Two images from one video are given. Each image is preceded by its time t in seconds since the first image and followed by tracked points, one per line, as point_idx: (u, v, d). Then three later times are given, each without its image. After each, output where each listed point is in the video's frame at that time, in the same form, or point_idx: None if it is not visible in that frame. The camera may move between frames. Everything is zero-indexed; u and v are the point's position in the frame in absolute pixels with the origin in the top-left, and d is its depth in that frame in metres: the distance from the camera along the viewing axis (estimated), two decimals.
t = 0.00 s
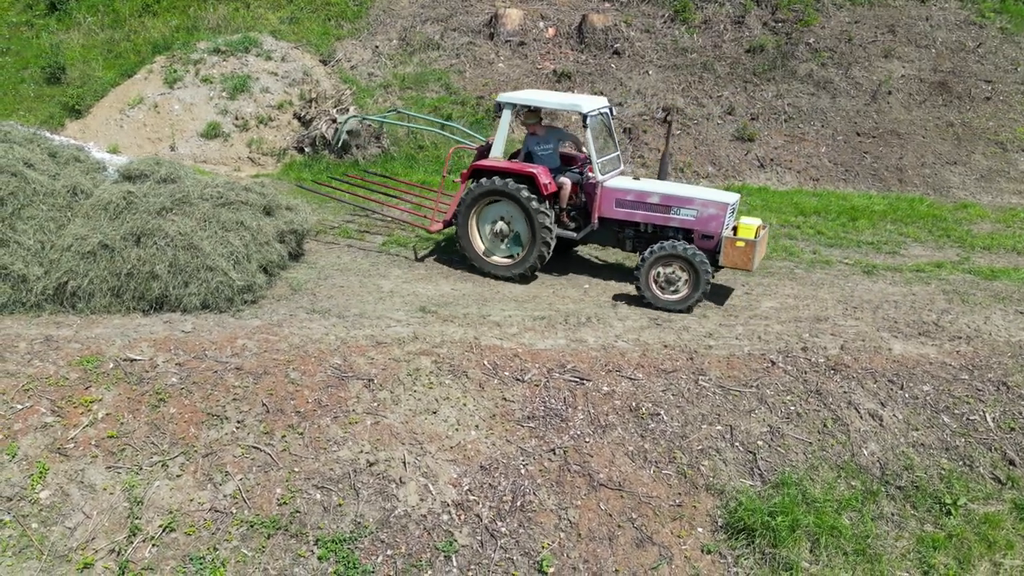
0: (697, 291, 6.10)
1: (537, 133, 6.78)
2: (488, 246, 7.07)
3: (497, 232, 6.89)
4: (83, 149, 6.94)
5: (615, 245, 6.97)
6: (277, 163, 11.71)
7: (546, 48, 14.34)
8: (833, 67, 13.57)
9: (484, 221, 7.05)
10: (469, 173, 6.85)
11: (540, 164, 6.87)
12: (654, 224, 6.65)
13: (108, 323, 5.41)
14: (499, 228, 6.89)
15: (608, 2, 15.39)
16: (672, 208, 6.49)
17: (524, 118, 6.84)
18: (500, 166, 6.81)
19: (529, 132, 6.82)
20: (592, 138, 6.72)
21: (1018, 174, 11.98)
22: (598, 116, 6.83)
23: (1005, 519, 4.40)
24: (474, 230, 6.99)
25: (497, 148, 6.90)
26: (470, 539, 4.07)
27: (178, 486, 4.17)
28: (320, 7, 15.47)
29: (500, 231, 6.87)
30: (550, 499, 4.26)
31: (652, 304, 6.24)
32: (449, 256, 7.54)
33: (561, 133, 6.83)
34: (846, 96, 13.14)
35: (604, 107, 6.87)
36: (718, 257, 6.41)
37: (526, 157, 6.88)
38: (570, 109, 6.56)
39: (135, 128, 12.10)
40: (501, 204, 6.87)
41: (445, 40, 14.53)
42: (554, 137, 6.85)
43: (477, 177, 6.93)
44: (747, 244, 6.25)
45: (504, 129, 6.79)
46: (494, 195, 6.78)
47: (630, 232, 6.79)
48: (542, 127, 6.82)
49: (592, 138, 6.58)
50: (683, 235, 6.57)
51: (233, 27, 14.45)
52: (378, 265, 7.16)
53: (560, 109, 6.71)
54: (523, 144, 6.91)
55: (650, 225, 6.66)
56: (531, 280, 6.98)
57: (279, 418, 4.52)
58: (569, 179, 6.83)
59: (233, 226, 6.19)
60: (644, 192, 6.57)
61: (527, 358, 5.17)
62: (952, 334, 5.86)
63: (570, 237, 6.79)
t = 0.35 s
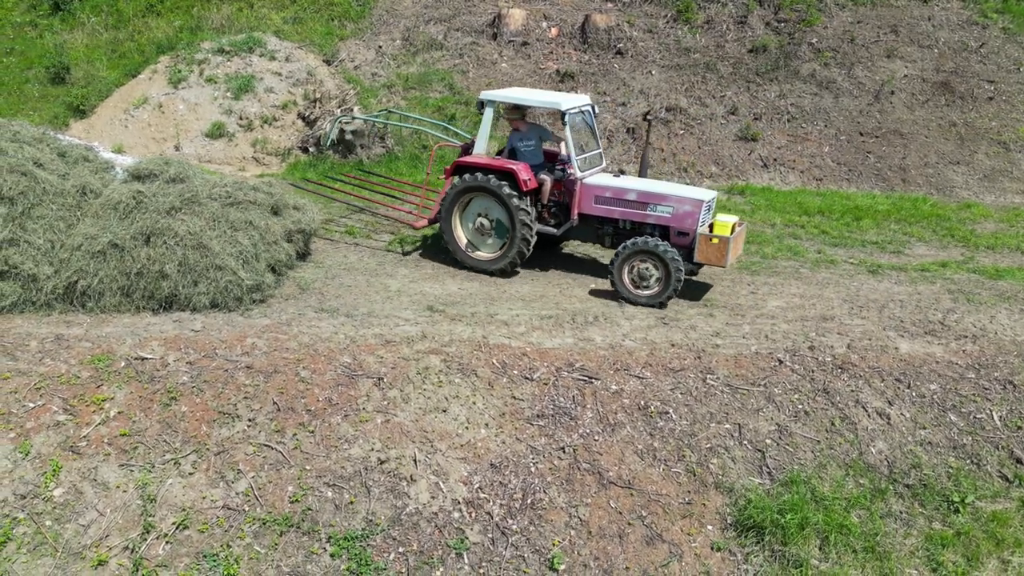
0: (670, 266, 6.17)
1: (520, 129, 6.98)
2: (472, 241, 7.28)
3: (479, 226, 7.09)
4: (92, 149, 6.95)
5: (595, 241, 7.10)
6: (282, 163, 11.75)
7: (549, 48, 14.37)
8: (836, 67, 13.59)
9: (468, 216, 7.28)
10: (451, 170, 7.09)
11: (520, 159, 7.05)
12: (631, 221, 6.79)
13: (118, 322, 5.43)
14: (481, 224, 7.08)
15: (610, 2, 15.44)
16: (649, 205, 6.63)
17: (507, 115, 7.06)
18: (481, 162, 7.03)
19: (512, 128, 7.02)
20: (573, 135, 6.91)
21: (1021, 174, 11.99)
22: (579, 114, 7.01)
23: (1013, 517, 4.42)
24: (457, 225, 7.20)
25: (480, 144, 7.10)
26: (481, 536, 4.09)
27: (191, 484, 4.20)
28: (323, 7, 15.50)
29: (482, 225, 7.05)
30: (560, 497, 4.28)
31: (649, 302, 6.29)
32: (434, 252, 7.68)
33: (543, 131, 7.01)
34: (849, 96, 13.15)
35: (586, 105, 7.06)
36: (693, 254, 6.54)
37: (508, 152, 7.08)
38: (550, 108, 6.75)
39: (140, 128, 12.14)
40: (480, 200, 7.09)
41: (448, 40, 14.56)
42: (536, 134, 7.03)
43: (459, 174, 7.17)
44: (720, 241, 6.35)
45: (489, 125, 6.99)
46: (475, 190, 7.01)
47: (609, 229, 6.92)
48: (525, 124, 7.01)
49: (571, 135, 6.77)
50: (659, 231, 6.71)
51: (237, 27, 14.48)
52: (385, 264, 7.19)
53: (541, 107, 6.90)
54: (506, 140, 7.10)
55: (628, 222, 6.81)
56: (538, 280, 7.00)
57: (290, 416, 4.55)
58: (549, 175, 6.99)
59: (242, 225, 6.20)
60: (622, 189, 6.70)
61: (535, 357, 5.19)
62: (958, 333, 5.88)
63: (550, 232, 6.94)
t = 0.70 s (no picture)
0: (638, 247, 6.30)
1: (507, 127, 7.05)
2: (460, 237, 7.39)
3: (466, 222, 7.21)
4: (106, 148, 6.97)
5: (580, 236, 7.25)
6: (290, 162, 11.78)
7: (555, 48, 14.39)
8: (841, 67, 13.60)
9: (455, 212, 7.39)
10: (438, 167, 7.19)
11: (506, 155, 7.16)
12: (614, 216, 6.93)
13: (135, 321, 5.46)
14: (468, 220, 7.19)
15: (615, 2, 15.46)
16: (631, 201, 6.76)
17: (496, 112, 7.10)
18: (465, 158, 7.11)
19: (499, 125, 7.10)
20: (557, 131, 7.03)
21: None
22: (564, 111, 7.12)
23: None
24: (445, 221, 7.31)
25: (467, 141, 7.19)
26: (501, 533, 4.12)
27: (212, 481, 4.22)
28: (329, 7, 15.53)
29: (469, 220, 7.16)
30: (578, 494, 4.31)
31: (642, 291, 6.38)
32: (422, 246, 7.81)
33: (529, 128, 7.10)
34: (855, 95, 13.16)
35: (570, 101, 7.14)
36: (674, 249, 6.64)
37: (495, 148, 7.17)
38: (534, 105, 6.82)
39: (148, 128, 12.15)
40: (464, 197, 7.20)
41: (454, 40, 14.58)
42: (523, 131, 7.12)
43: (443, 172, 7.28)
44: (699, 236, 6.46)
45: (476, 122, 7.06)
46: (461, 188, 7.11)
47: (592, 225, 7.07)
48: (512, 121, 7.08)
49: (555, 132, 6.88)
50: (641, 227, 6.85)
51: (243, 27, 14.50)
52: (396, 263, 7.22)
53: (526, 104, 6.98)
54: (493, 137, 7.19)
55: (611, 217, 6.94)
56: (549, 279, 7.03)
57: (309, 414, 4.57)
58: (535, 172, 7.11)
59: (256, 224, 6.22)
60: (604, 184, 6.85)
61: (550, 356, 5.22)
62: (971, 331, 5.90)
63: (535, 228, 7.10)
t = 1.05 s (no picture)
0: (619, 236, 6.47)
1: (499, 125, 7.17)
2: (454, 232, 7.49)
3: (459, 217, 7.32)
4: (123, 148, 6.99)
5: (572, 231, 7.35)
6: (299, 162, 11.81)
7: (562, 48, 14.42)
8: (848, 67, 13.61)
9: (448, 206, 7.50)
10: (432, 162, 7.30)
11: (498, 152, 7.29)
12: (604, 212, 7.01)
13: (154, 320, 5.48)
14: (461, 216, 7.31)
15: (621, 2, 15.48)
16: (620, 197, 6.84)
17: (489, 110, 7.24)
18: (459, 154, 7.22)
19: (492, 123, 7.22)
20: (550, 129, 7.12)
21: None
22: (556, 108, 7.21)
23: None
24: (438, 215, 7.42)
25: (459, 138, 7.32)
26: (525, 530, 4.14)
27: (236, 479, 4.24)
28: (336, 7, 15.56)
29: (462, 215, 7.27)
30: (601, 492, 4.33)
31: (636, 274, 6.43)
32: (415, 242, 7.91)
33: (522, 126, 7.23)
34: (862, 95, 13.17)
35: (562, 100, 7.24)
36: (662, 245, 6.76)
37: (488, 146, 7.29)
38: (526, 103, 6.93)
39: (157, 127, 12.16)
40: (457, 193, 7.32)
41: (461, 40, 14.61)
42: (515, 129, 7.24)
43: (436, 169, 7.41)
44: (686, 230, 6.58)
45: (468, 120, 7.19)
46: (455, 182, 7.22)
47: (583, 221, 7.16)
48: (505, 119, 7.20)
49: (547, 129, 6.98)
50: (630, 223, 6.92)
51: (251, 27, 14.53)
52: (411, 263, 7.24)
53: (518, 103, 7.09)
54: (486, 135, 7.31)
55: (601, 213, 7.03)
56: (561, 278, 7.06)
57: (331, 412, 4.59)
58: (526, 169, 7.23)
59: (274, 224, 6.26)
60: (595, 180, 6.93)
61: (569, 354, 5.23)
62: (986, 330, 5.92)
63: (527, 223, 7.21)
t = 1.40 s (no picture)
0: (602, 232, 6.65)
1: (495, 122, 7.30)
2: (449, 229, 7.61)
3: (454, 214, 7.45)
4: (142, 148, 7.00)
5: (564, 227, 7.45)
6: (310, 163, 11.82)
7: (571, 48, 14.42)
8: (858, 67, 13.59)
9: (443, 204, 7.63)
10: (427, 160, 7.46)
11: (492, 149, 7.42)
12: (594, 209, 7.14)
13: (177, 320, 5.48)
14: (456, 212, 7.44)
15: (629, 2, 15.47)
16: (611, 193, 6.97)
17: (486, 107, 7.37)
18: (454, 151, 7.38)
19: (488, 120, 7.35)
20: (542, 126, 7.20)
21: None
22: (549, 107, 7.30)
23: None
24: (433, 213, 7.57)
25: (454, 135, 7.45)
26: (555, 531, 4.14)
27: (266, 479, 4.24)
28: (345, 8, 15.56)
29: (456, 212, 7.41)
30: (630, 492, 4.32)
31: (627, 261, 6.54)
32: (411, 239, 8.00)
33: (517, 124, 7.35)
34: (871, 95, 13.16)
35: (555, 99, 7.33)
36: (651, 241, 6.88)
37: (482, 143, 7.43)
38: (518, 100, 7.04)
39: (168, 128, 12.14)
40: (451, 190, 7.46)
41: (470, 40, 14.60)
42: (511, 126, 7.36)
43: (431, 167, 7.56)
44: (675, 227, 6.71)
45: (464, 116, 7.31)
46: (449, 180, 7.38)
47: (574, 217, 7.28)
48: (501, 116, 7.33)
49: (540, 128, 7.08)
50: (619, 220, 7.05)
51: (259, 27, 14.53)
52: (429, 263, 7.24)
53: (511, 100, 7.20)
54: (481, 131, 7.44)
55: (591, 210, 7.16)
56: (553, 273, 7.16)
57: (358, 413, 4.59)
58: (518, 165, 7.36)
59: (294, 225, 6.26)
60: (586, 177, 7.06)
61: (593, 354, 5.22)
62: (1009, 330, 5.91)
63: (519, 219, 7.34)
